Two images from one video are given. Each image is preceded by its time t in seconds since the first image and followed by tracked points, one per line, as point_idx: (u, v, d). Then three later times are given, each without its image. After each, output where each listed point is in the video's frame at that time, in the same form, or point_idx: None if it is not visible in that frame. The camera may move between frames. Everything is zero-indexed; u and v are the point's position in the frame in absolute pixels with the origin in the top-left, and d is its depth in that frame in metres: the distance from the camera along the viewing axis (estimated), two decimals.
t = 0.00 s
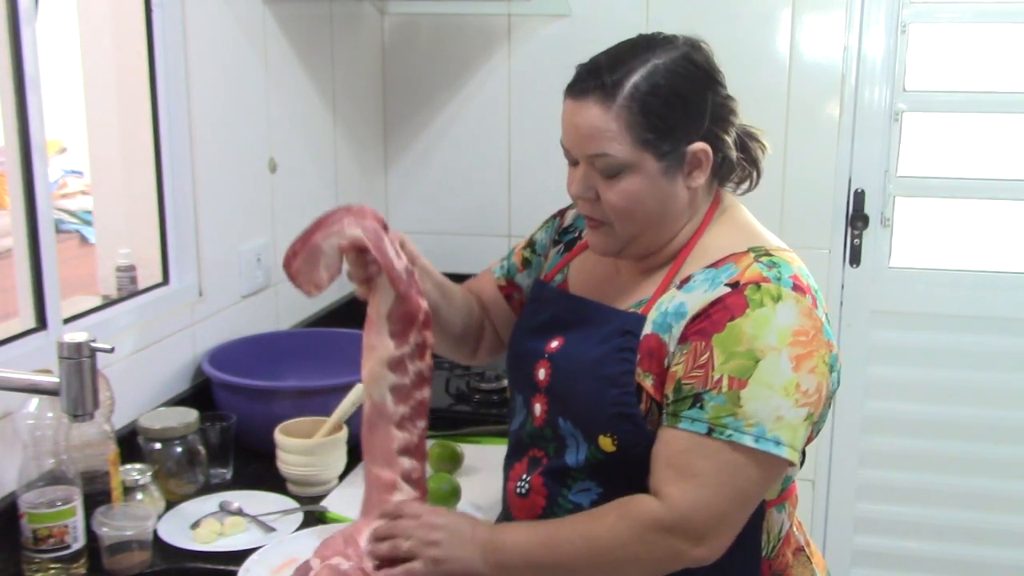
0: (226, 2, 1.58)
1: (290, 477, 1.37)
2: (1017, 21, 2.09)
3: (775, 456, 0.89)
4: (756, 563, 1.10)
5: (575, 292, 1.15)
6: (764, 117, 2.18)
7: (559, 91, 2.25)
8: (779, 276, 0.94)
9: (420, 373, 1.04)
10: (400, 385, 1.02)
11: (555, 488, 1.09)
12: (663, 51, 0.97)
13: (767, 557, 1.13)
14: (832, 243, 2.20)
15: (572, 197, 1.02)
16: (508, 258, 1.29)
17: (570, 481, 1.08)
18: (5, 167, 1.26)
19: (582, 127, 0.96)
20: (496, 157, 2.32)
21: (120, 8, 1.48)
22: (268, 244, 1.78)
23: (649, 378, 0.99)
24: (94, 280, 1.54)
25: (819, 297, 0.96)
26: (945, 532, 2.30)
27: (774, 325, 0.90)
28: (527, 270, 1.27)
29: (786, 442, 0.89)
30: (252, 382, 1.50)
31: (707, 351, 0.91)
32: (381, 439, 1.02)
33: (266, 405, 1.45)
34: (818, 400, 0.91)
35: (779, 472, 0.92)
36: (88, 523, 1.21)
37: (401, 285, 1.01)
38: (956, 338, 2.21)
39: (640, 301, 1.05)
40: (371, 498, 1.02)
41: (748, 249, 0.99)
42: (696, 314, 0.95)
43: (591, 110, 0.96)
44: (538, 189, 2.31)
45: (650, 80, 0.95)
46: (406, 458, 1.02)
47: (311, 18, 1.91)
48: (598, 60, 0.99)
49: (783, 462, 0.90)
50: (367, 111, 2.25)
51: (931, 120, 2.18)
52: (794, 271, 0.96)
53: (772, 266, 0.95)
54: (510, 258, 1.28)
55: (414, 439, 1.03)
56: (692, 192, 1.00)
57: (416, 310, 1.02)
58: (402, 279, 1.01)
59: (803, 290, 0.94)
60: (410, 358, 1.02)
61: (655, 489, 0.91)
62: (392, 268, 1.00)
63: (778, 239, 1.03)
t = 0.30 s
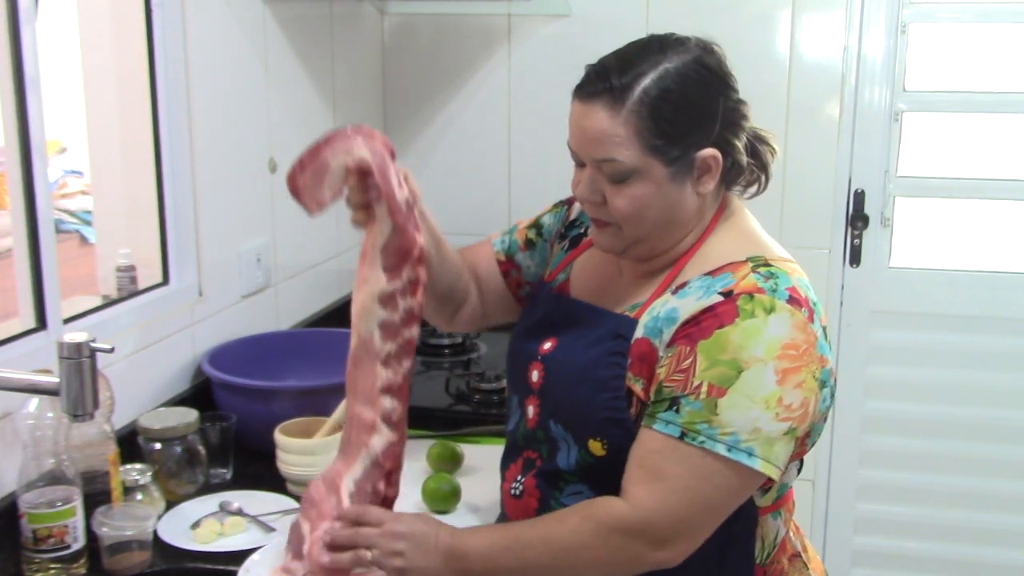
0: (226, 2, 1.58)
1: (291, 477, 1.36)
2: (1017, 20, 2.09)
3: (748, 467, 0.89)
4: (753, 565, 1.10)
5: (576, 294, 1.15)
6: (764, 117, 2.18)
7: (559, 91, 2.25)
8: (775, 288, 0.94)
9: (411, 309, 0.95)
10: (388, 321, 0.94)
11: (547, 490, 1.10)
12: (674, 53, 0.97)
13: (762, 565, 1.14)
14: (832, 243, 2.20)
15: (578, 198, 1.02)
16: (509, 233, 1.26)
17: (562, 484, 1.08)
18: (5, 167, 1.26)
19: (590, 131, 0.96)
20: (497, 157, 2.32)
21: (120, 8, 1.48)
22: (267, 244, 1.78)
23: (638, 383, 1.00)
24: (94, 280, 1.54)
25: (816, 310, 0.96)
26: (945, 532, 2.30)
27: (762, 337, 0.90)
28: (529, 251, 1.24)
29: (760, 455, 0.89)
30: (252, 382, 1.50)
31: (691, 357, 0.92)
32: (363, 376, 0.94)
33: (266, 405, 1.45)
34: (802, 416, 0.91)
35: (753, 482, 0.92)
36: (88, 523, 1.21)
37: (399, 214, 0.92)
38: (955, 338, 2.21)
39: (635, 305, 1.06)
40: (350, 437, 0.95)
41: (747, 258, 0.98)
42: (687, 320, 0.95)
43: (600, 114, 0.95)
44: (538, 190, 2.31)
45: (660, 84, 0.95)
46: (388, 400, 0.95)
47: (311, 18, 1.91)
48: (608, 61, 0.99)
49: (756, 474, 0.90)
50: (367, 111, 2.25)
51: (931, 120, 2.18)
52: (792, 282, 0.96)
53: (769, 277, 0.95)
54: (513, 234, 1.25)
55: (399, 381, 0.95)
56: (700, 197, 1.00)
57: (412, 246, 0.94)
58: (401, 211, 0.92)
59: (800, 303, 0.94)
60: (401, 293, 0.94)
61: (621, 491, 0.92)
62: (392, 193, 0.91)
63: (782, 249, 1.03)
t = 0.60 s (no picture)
0: (226, 3, 1.58)
1: (290, 477, 1.36)
2: (1018, 20, 2.09)
3: (747, 476, 0.90)
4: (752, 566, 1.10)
5: (577, 296, 1.15)
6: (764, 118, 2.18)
7: (559, 91, 2.25)
8: (776, 295, 0.94)
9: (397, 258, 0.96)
10: (372, 273, 0.96)
11: (545, 492, 1.10)
12: (686, 56, 0.97)
13: (759, 567, 1.13)
14: (832, 243, 2.20)
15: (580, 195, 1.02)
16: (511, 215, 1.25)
17: (560, 485, 1.08)
18: (5, 166, 1.26)
19: (597, 130, 0.96)
20: (497, 157, 2.32)
21: (120, 8, 1.48)
22: (267, 244, 1.78)
23: (637, 388, 1.00)
24: (94, 280, 1.55)
25: (817, 318, 0.96)
26: (945, 532, 2.30)
27: (763, 345, 0.90)
28: (530, 237, 1.23)
29: (759, 464, 0.89)
30: (252, 382, 1.50)
31: (691, 363, 0.92)
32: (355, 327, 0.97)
33: (266, 405, 1.45)
34: (801, 424, 0.91)
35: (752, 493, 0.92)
36: (88, 523, 1.21)
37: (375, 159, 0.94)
38: (955, 338, 2.21)
39: (635, 308, 1.06)
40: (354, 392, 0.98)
41: (748, 264, 0.98)
42: (687, 326, 0.95)
43: (608, 112, 0.95)
44: (538, 190, 2.31)
45: (671, 87, 0.95)
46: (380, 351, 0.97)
47: (311, 18, 1.91)
48: (619, 60, 0.99)
49: (755, 483, 0.90)
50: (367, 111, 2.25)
51: (931, 120, 2.18)
52: (793, 289, 0.96)
53: (770, 284, 0.95)
54: (515, 218, 1.24)
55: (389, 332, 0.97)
56: (704, 203, 1.00)
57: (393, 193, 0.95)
58: (379, 156, 0.94)
59: (801, 310, 0.94)
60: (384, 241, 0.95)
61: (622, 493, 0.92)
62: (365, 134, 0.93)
63: (784, 253, 1.03)
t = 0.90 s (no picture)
0: (226, 2, 1.58)
1: (290, 477, 1.37)
2: (1018, 21, 2.09)
3: (765, 480, 0.90)
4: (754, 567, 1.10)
5: (582, 297, 1.15)
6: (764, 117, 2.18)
7: (559, 91, 2.25)
8: (788, 298, 0.94)
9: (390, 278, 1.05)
10: (370, 294, 1.03)
11: (551, 493, 1.10)
12: (697, 60, 0.97)
13: (763, 566, 1.13)
14: (832, 243, 2.20)
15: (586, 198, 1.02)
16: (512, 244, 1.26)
17: (566, 486, 1.08)
18: (5, 166, 1.26)
19: (606, 134, 0.96)
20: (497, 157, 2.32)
21: (119, 8, 1.48)
22: (267, 244, 1.78)
23: (647, 391, 1.00)
24: (94, 280, 1.55)
25: (828, 319, 0.96)
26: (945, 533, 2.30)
27: (778, 350, 0.90)
28: (528, 257, 1.24)
29: (776, 468, 0.90)
30: (252, 382, 1.50)
31: (707, 369, 0.92)
32: (355, 352, 1.02)
33: (266, 405, 1.45)
34: (816, 427, 0.91)
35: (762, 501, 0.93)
36: (88, 523, 1.21)
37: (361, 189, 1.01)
38: (956, 338, 2.21)
39: (645, 310, 1.05)
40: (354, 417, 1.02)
41: (759, 267, 0.98)
42: (701, 331, 0.95)
43: (618, 116, 0.95)
44: (538, 189, 2.32)
45: (682, 92, 0.95)
46: (384, 367, 1.03)
47: (311, 18, 1.91)
48: (628, 63, 0.99)
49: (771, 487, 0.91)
50: (367, 111, 2.25)
51: (931, 120, 2.18)
52: (805, 292, 0.96)
53: (782, 287, 0.95)
54: (514, 244, 1.25)
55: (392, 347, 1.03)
56: (712, 207, 1.00)
57: (381, 217, 1.03)
58: (363, 183, 1.01)
59: (813, 313, 0.94)
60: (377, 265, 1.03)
61: (638, 498, 0.92)
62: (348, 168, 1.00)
63: (793, 256, 1.03)
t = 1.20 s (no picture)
0: (226, 3, 1.58)
1: (291, 477, 1.36)
2: (1018, 21, 2.09)
3: (761, 472, 0.90)
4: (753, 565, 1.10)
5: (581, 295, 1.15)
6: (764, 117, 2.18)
7: (559, 91, 2.25)
8: (785, 292, 0.94)
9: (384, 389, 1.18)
10: (368, 404, 1.16)
11: (551, 490, 1.09)
12: (682, 59, 0.96)
13: (764, 565, 1.13)
14: (832, 243, 2.20)
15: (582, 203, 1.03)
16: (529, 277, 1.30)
17: (566, 484, 1.08)
18: (5, 167, 1.26)
19: (596, 139, 0.96)
20: (497, 157, 2.32)
21: (119, 8, 1.48)
22: (267, 245, 1.78)
23: (645, 385, 1.00)
24: (94, 281, 1.55)
25: (825, 315, 0.96)
26: (945, 533, 2.30)
27: (775, 342, 0.90)
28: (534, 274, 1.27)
29: (773, 460, 0.90)
30: (252, 381, 1.50)
31: (704, 360, 0.92)
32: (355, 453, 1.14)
33: (266, 404, 1.45)
34: (813, 420, 0.91)
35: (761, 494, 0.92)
36: (88, 523, 1.21)
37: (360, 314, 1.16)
38: (955, 338, 2.21)
39: (645, 306, 1.05)
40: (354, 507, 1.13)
41: (757, 262, 0.98)
42: (699, 325, 0.95)
43: (605, 123, 0.96)
44: (538, 189, 2.32)
45: (667, 92, 0.95)
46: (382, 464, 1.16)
47: (311, 18, 1.91)
48: (612, 68, 0.99)
49: (768, 479, 0.90)
50: (367, 111, 2.25)
51: (931, 120, 2.18)
52: (802, 287, 0.96)
53: (779, 281, 0.95)
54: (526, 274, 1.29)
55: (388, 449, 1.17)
56: (707, 202, 1.00)
57: (376, 334, 1.17)
58: (357, 305, 1.16)
59: (810, 307, 0.94)
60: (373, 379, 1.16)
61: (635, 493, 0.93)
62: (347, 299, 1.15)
63: (791, 252, 1.03)
